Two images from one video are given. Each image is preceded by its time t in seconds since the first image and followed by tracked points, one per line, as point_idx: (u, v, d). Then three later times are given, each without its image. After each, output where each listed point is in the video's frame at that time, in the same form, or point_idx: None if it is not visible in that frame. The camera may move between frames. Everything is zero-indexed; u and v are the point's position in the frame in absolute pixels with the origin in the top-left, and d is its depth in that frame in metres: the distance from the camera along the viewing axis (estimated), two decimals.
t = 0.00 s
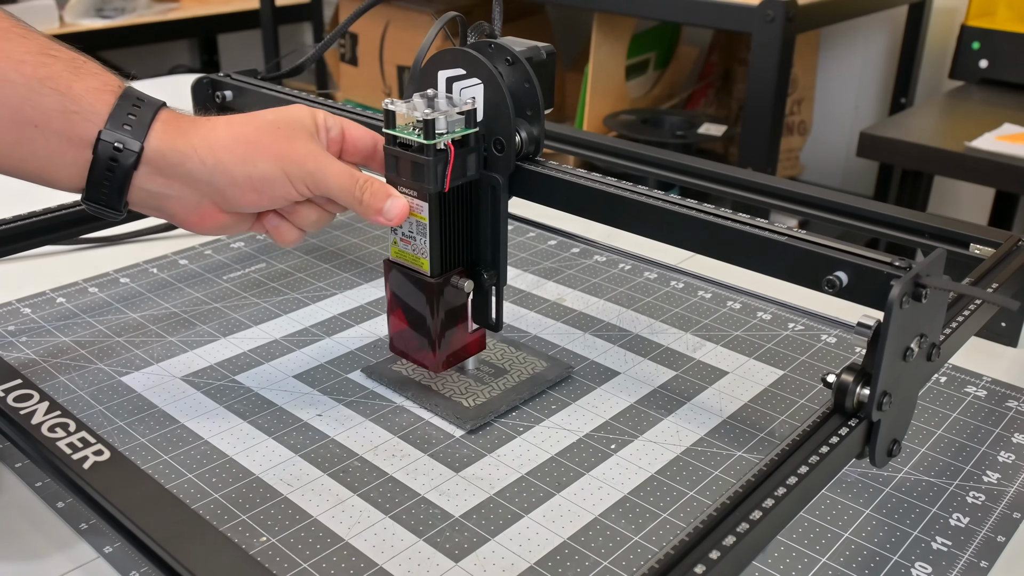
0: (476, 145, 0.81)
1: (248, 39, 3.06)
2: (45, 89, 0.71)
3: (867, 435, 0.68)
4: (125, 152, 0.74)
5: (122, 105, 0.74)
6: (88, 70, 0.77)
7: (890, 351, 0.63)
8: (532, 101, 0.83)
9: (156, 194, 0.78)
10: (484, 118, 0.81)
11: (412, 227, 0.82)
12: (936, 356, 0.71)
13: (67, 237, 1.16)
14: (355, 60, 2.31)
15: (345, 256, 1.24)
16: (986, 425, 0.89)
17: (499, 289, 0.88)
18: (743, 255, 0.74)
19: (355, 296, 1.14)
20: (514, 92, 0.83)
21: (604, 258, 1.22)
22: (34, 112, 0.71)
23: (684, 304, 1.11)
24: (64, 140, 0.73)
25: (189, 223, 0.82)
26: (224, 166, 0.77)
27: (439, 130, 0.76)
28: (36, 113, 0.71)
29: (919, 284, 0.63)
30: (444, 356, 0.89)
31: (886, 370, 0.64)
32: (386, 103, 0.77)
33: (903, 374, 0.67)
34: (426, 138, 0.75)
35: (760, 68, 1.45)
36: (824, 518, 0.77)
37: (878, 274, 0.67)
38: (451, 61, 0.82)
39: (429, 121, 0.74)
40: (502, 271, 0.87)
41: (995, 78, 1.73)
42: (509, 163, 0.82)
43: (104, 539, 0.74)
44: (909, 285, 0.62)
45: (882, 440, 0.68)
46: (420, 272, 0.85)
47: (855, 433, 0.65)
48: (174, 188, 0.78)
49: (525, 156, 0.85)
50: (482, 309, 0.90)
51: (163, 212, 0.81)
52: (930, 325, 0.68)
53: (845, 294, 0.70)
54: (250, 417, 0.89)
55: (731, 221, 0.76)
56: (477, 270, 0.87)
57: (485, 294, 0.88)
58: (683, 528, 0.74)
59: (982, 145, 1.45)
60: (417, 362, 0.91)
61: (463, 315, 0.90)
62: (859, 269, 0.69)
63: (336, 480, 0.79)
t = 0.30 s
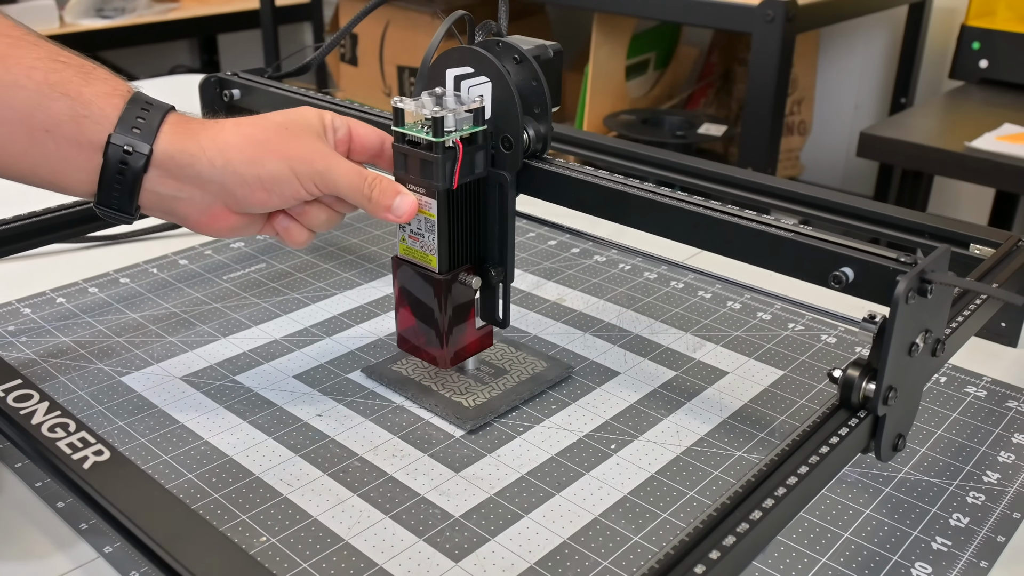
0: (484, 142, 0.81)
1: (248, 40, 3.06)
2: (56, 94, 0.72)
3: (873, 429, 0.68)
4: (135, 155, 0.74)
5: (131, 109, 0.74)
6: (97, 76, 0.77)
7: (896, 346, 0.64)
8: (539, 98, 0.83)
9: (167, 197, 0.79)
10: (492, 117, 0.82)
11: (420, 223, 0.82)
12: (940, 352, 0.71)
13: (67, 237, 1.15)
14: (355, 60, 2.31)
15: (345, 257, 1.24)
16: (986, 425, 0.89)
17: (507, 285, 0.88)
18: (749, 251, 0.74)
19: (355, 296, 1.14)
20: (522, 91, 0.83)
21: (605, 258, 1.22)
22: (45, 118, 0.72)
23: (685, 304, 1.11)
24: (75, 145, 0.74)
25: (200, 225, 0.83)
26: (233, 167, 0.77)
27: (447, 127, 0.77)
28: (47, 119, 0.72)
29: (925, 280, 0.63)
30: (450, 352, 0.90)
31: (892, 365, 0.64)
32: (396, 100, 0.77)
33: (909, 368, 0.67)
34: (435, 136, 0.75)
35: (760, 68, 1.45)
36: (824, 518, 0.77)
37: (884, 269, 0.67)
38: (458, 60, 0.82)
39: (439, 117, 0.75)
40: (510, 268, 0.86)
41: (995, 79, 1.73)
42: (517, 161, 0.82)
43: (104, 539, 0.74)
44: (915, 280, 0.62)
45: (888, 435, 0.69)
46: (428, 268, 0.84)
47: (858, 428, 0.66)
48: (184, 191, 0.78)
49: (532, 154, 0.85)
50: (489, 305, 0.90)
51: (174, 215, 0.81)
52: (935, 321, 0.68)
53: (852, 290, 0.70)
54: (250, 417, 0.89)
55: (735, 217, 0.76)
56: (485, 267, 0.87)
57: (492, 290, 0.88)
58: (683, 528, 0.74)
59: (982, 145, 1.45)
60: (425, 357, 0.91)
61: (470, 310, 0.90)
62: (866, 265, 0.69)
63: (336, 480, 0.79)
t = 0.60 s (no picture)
0: (488, 141, 0.81)
1: (248, 40, 3.06)
2: (61, 103, 0.73)
3: (876, 426, 0.68)
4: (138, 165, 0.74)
5: (136, 116, 0.74)
6: (103, 85, 0.78)
7: (900, 344, 0.63)
8: (543, 97, 0.83)
9: (173, 205, 0.79)
10: (497, 115, 0.82)
11: (424, 222, 0.82)
12: (943, 349, 0.71)
13: (66, 237, 1.15)
14: (355, 60, 2.31)
15: (345, 257, 1.24)
16: (986, 425, 0.89)
17: (510, 283, 0.88)
18: (752, 250, 0.74)
19: (355, 296, 1.14)
20: (526, 90, 0.83)
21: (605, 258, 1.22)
22: (51, 127, 0.72)
23: (685, 304, 1.11)
24: (82, 154, 0.74)
25: (208, 230, 0.83)
26: (238, 171, 0.77)
27: (452, 126, 0.77)
28: (54, 127, 0.72)
29: (927, 278, 0.63)
30: (456, 349, 0.89)
31: (895, 362, 0.64)
32: (400, 99, 0.77)
33: (912, 366, 0.67)
34: (439, 135, 0.76)
35: (760, 68, 1.45)
36: (824, 518, 0.77)
37: (887, 267, 0.67)
38: (462, 60, 0.83)
39: (443, 116, 0.75)
40: (514, 266, 0.87)
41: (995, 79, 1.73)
42: (521, 159, 0.82)
43: (104, 539, 0.74)
44: (918, 278, 0.62)
45: (891, 432, 0.69)
46: (432, 267, 0.84)
47: (859, 427, 0.65)
48: (190, 198, 0.78)
49: (537, 153, 0.85)
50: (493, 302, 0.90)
51: (182, 221, 0.81)
52: (937, 319, 0.68)
53: (855, 287, 0.70)
54: (250, 417, 0.89)
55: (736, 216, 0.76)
56: (488, 265, 0.87)
57: (496, 289, 0.88)
58: (683, 528, 0.74)
59: (982, 145, 1.45)
60: (428, 357, 0.91)
61: (474, 308, 0.89)
62: (869, 263, 0.69)
63: (336, 480, 0.79)
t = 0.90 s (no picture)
0: (490, 140, 0.81)
1: (248, 40, 3.06)
2: (66, 114, 0.90)
3: (877, 425, 0.68)
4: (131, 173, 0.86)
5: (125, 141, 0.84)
6: (107, 97, 0.96)
7: (901, 343, 0.64)
8: (545, 97, 0.83)
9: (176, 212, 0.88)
10: (498, 114, 0.82)
11: (426, 221, 0.82)
12: (944, 348, 0.70)
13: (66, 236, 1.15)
14: (355, 61, 2.31)
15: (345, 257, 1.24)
16: (986, 425, 0.89)
17: (512, 283, 0.88)
18: (753, 249, 0.75)
19: (355, 296, 1.14)
20: (527, 90, 0.83)
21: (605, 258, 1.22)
22: (55, 137, 0.90)
23: (685, 304, 1.11)
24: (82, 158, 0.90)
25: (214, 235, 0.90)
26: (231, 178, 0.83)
27: (453, 126, 0.77)
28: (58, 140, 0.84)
29: (928, 277, 0.63)
30: (457, 348, 0.89)
31: (896, 361, 0.64)
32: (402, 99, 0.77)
33: (913, 365, 0.67)
34: (441, 134, 0.76)
35: (760, 68, 1.45)
36: (824, 518, 0.77)
37: (888, 266, 0.67)
38: (462, 60, 0.83)
39: (445, 115, 0.75)
40: (515, 265, 0.86)
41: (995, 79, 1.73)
42: (523, 159, 0.82)
43: (104, 539, 0.74)
44: (919, 277, 0.62)
45: (892, 431, 0.69)
46: (434, 266, 0.84)
47: (859, 427, 0.65)
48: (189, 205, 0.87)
49: (538, 152, 0.85)
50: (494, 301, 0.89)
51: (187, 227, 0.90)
52: (938, 318, 0.68)
53: (857, 286, 0.70)
54: (250, 417, 0.89)
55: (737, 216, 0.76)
56: (490, 265, 0.87)
57: (497, 288, 0.88)
58: (682, 528, 0.74)
59: (982, 145, 1.45)
60: (430, 356, 0.91)
61: (475, 307, 0.89)
62: (870, 262, 0.68)
63: (336, 480, 0.79)
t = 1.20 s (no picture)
0: (490, 140, 0.81)
1: (247, 40, 3.06)
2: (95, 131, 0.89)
3: (877, 425, 0.68)
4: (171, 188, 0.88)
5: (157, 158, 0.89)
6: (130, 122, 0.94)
7: (901, 343, 0.64)
8: (545, 97, 0.83)
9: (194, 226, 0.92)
10: (498, 114, 0.82)
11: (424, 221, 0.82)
12: (944, 348, 0.70)
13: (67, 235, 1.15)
14: (355, 61, 2.31)
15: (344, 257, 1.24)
16: (986, 425, 0.89)
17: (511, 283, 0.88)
18: (752, 250, 0.75)
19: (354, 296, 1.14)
20: (527, 90, 0.83)
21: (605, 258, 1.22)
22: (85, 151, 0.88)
23: (685, 304, 1.11)
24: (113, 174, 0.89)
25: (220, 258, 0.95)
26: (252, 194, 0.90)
27: (453, 126, 0.77)
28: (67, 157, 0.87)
29: (928, 277, 0.63)
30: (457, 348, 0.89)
31: (896, 361, 0.64)
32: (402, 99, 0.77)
33: (913, 365, 0.67)
34: (441, 134, 0.76)
35: (760, 68, 1.45)
36: (824, 518, 0.77)
37: (888, 266, 0.67)
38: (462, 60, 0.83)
39: (445, 116, 0.75)
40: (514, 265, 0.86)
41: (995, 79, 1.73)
42: (523, 159, 0.82)
43: (104, 539, 0.74)
44: (919, 277, 0.62)
45: (892, 431, 0.69)
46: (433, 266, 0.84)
47: (859, 427, 0.65)
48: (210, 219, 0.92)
49: (538, 152, 0.85)
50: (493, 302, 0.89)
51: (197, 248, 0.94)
52: (938, 318, 0.68)
53: (857, 286, 0.69)
54: (250, 417, 0.89)
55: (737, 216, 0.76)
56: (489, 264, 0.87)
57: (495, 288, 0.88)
58: (682, 528, 0.74)
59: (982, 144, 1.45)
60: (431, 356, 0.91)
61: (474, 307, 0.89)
62: (870, 262, 0.68)
63: (336, 480, 0.79)
